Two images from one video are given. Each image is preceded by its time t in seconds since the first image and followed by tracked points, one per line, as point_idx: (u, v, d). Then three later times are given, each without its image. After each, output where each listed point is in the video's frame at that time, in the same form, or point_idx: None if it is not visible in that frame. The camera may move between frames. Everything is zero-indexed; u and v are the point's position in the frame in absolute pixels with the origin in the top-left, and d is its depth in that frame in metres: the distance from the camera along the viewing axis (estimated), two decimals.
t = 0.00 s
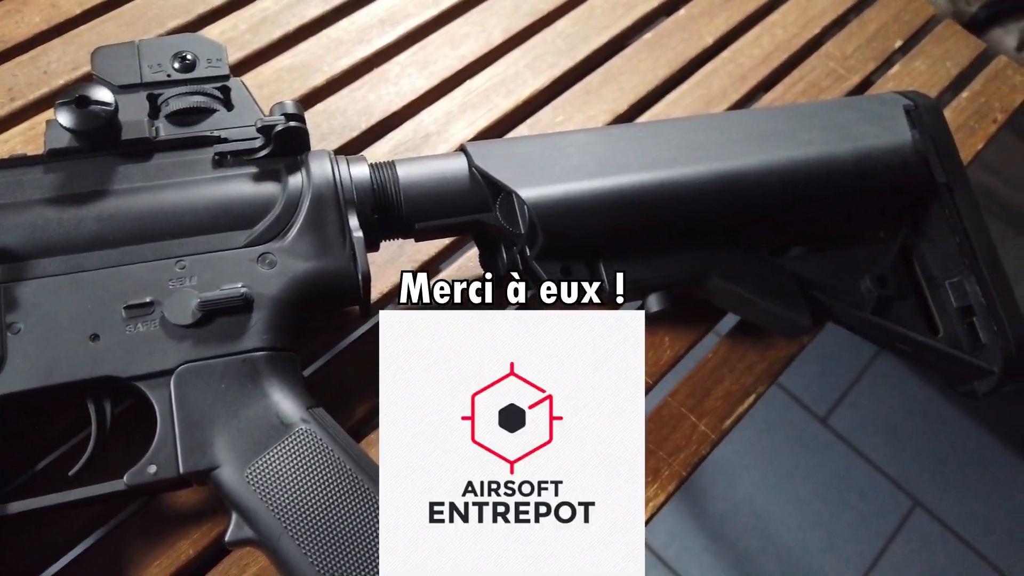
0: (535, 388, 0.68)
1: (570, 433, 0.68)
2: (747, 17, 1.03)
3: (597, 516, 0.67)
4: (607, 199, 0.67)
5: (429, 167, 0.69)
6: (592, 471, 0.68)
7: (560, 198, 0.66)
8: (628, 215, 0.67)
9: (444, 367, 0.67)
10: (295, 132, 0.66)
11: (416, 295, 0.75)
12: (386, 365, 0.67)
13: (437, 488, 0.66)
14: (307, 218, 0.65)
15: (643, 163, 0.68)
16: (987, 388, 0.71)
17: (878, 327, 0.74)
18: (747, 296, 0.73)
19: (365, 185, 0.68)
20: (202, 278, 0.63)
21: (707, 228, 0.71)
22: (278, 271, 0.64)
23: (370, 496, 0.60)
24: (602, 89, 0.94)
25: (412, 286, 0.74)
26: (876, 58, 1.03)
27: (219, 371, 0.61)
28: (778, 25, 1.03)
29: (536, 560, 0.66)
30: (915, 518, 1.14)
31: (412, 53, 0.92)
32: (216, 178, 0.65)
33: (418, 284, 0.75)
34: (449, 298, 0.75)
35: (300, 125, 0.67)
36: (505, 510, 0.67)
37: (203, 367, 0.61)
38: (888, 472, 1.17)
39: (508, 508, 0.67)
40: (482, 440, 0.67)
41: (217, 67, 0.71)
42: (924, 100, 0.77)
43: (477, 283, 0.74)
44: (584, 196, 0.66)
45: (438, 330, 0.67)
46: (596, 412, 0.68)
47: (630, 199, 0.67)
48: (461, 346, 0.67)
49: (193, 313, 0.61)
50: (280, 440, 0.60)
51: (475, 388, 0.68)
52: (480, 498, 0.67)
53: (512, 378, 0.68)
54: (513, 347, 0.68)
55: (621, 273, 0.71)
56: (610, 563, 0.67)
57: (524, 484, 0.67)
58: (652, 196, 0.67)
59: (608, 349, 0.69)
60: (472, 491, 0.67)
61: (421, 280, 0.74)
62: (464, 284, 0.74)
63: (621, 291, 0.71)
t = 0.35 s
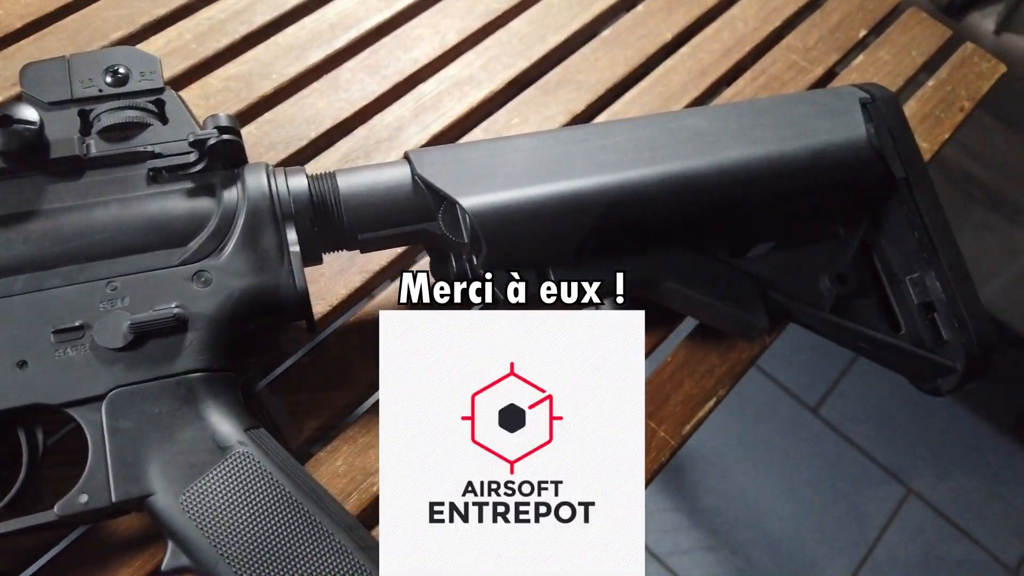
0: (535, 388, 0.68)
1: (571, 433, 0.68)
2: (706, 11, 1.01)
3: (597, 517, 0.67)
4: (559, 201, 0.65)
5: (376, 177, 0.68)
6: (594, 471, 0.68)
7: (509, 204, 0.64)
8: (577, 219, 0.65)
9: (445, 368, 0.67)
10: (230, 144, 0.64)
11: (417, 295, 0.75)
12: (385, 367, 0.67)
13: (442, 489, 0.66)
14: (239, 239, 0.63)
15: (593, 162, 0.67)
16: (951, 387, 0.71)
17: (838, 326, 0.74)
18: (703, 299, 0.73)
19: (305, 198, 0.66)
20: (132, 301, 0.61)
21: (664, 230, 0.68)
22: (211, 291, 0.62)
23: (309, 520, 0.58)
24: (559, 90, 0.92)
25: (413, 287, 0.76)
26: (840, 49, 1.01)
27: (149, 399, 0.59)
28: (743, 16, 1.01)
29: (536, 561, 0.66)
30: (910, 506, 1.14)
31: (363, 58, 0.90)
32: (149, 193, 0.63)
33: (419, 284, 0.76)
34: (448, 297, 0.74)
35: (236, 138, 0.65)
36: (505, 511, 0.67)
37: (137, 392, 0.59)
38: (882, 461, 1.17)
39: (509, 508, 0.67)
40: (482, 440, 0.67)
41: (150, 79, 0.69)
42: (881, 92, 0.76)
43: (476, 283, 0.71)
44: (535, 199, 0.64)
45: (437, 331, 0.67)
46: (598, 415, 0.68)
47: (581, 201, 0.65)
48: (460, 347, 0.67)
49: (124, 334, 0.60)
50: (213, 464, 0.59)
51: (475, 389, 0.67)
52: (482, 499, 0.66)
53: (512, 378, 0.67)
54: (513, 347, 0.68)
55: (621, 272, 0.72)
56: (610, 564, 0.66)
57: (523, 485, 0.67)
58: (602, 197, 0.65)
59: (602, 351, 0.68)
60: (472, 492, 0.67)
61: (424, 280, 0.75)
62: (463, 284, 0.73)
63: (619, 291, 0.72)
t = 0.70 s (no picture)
0: (536, 388, 0.71)
1: (570, 433, 0.72)
2: None
3: (596, 516, 0.72)
4: (502, 234, 0.74)
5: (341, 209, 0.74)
6: (594, 473, 0.72)
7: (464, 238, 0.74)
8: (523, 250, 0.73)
9: (444, 373, 0.70)
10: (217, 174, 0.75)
11: (416, 297, 0.72)
12: (386, 365, 0.71)
13: (441, 488, 0.71)
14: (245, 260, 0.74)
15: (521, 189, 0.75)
16: (917, 388, 0.75)
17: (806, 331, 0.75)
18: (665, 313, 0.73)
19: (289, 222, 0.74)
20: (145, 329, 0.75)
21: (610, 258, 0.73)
22: (226, 314, 0.75)
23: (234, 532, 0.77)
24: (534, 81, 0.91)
25: (413, 287, 0.72)
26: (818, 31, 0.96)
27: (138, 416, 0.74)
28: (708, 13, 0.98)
29: (536, 560, 0.72)
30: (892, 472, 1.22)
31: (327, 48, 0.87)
32: (137, 240, 0.74)
33: (419, 284, 0.72)
34: (448, 299, 0.72)
35: (231, 164, 0.75)
36: (505, 511, 0.72)
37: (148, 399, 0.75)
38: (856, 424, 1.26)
39: (508, 509, 0.72)
40: (482, 440, 0.71)
41: (146, 95, 0.75)
42: (843, 91, 0.75)
43: (477, 283, 0.72)
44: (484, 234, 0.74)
45: (438, 332, 0.71)
46: (600, 415, 0.72)
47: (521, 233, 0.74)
48: (463, 351, 0.71)
49: (143, 357, 0.75)
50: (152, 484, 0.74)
51: (475, 389, 0.71)
52: (481, 499, 0.71)
53: (513, 379, 0.71)
54: (512, 349, 0.71)
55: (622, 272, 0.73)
56: (610, 563, 0.73)
57: (523, 484, 0.72)
58: (540, 229, 0.74)
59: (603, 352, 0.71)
60: (472, 492, 0.72)
61: (425, 279, 0.72)
62: (464, 286, 0.72)
63: (620, 293, 0.72)
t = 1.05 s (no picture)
0: (535, 386, 0.41)
1: (578, 440, 0.42)
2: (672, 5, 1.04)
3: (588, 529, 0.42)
4: (481, 240, 0.40)
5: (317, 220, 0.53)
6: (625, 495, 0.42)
7: (415, 243, 0.44)
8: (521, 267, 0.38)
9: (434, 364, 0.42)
10: (232, 173, 0.62)
11: (416, 301, 0.43)
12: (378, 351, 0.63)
13: (431, 482, 0.43)
14: (257, 261, 0.57)
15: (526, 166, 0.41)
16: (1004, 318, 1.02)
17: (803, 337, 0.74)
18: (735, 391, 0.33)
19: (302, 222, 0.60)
20: (162, 327, 0.66)
21: (723, 313, 0.33)
22: (241, 313, 0.59)
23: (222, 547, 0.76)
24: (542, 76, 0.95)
25: (411, 287, 0.43)
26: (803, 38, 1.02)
27: (153, 417, 0.67)
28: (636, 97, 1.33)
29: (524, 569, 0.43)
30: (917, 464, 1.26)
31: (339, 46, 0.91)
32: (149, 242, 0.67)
33: (421, 282, 0.43)
34: (447, 302, 0.41)
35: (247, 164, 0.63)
36: (506, 510, 0.43)
37: (162, 401, 0.66)
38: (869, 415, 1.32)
39: (510, 508, 0.43)
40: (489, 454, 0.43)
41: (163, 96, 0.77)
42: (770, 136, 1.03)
43: (477, 279, 0.40)
44: (453, 244, 0.42)
45: (436, 333, 0.42)
46: (602, 414, 0.41)
47: (521, 237, 0.38)
48: (464, 351, 0.41)
49: (158, 355, 0.66)
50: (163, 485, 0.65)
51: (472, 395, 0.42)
52: (481, 498, 0.43)
53: (513, 380, 0.41)
54: (504, 343, 0.41)
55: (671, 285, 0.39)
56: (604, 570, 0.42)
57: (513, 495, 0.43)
58: (545, 224, 0.37)
59: (622, 345, 0.39)
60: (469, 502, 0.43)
61: (428, 274, 0.42)
62: (465, 279, 0.41)
63: (625, 291, 0.35)
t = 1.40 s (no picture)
0: (535, 387, 0.42)
1: (578, 439, 0.42)
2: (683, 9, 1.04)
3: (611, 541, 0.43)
4: (493, 241, 0.40)
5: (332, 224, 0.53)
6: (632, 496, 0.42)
7: (428, 243, 0.44)
8: (533, 265, 0.37)
9: (435, 363, 0.43)
10: (246, 174, 0.62)
11: (416, 302, 0.44)
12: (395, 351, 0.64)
13: (432, 480, 0.44)
14: (273, 261, 0.57)
15: (538, 166, 0.40)
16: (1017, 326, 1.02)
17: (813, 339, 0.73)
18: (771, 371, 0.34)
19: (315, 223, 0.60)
20: (179, 328, 0.66)
21: (738, 312, 0.33)
22: (256, 313, 0.59)
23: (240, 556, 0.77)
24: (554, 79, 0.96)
25: (412, 289, 0.44)
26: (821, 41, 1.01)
27: (170, 416, 0.67)
28: (647, 96, 1.38)
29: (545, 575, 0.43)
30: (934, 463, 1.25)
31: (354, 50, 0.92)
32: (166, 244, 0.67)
33: (421, 283, 0.43)
34: (447, 302, 0.42)
35: (262, 166, 0.64)
36: (505, 510, 0.43)
37: (178, 401, 0.67)
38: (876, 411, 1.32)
39: (510, 508, 0.43)
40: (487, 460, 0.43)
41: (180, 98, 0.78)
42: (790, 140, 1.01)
43: (477, 280, 0.40)
44: (464, 244, 0.42)
45: (437, 334, 0.43)
46: (602, 414, 0.41)
47: (534, 237, 0.38)
48: (464, 351, 0.42)
49: (173, 354, 0.66)
50: (179, 484, 0.65)
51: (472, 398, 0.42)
52: (481, 498, 0.44)
53: (513, 380, 0.42)
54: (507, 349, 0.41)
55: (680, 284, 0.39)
56: None
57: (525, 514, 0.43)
58: (559, 222, 0.37)
59: (622, 346, 0.39)
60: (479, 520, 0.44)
61: (427, 275, 0.43)
62: (465, 280, 0.41)
63: (626, 291, 0.35)
